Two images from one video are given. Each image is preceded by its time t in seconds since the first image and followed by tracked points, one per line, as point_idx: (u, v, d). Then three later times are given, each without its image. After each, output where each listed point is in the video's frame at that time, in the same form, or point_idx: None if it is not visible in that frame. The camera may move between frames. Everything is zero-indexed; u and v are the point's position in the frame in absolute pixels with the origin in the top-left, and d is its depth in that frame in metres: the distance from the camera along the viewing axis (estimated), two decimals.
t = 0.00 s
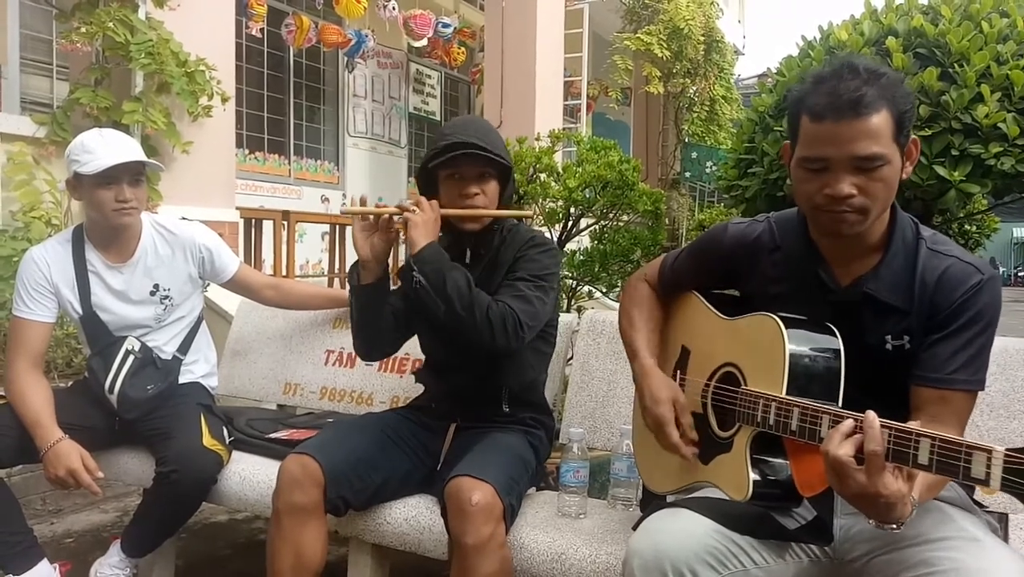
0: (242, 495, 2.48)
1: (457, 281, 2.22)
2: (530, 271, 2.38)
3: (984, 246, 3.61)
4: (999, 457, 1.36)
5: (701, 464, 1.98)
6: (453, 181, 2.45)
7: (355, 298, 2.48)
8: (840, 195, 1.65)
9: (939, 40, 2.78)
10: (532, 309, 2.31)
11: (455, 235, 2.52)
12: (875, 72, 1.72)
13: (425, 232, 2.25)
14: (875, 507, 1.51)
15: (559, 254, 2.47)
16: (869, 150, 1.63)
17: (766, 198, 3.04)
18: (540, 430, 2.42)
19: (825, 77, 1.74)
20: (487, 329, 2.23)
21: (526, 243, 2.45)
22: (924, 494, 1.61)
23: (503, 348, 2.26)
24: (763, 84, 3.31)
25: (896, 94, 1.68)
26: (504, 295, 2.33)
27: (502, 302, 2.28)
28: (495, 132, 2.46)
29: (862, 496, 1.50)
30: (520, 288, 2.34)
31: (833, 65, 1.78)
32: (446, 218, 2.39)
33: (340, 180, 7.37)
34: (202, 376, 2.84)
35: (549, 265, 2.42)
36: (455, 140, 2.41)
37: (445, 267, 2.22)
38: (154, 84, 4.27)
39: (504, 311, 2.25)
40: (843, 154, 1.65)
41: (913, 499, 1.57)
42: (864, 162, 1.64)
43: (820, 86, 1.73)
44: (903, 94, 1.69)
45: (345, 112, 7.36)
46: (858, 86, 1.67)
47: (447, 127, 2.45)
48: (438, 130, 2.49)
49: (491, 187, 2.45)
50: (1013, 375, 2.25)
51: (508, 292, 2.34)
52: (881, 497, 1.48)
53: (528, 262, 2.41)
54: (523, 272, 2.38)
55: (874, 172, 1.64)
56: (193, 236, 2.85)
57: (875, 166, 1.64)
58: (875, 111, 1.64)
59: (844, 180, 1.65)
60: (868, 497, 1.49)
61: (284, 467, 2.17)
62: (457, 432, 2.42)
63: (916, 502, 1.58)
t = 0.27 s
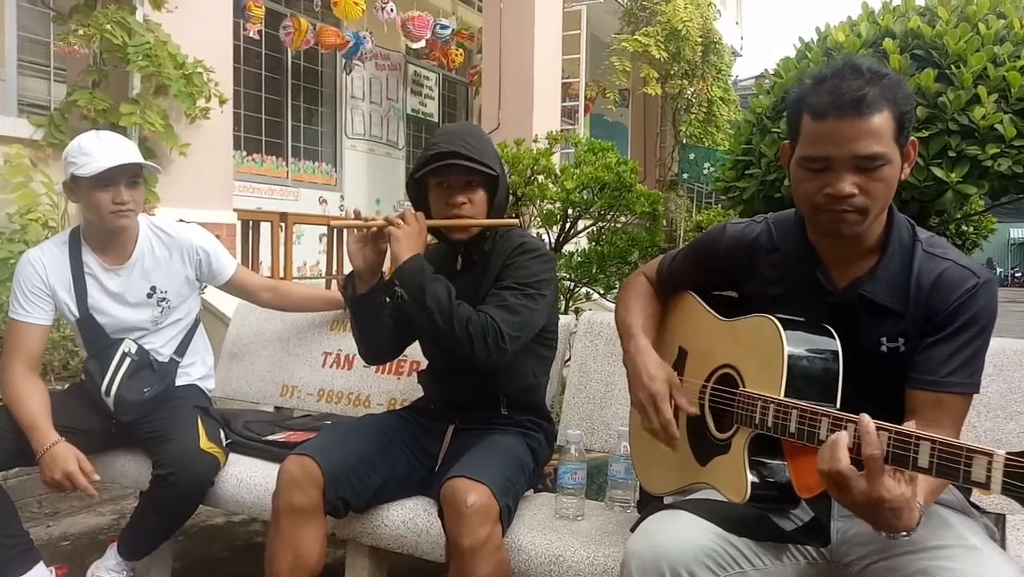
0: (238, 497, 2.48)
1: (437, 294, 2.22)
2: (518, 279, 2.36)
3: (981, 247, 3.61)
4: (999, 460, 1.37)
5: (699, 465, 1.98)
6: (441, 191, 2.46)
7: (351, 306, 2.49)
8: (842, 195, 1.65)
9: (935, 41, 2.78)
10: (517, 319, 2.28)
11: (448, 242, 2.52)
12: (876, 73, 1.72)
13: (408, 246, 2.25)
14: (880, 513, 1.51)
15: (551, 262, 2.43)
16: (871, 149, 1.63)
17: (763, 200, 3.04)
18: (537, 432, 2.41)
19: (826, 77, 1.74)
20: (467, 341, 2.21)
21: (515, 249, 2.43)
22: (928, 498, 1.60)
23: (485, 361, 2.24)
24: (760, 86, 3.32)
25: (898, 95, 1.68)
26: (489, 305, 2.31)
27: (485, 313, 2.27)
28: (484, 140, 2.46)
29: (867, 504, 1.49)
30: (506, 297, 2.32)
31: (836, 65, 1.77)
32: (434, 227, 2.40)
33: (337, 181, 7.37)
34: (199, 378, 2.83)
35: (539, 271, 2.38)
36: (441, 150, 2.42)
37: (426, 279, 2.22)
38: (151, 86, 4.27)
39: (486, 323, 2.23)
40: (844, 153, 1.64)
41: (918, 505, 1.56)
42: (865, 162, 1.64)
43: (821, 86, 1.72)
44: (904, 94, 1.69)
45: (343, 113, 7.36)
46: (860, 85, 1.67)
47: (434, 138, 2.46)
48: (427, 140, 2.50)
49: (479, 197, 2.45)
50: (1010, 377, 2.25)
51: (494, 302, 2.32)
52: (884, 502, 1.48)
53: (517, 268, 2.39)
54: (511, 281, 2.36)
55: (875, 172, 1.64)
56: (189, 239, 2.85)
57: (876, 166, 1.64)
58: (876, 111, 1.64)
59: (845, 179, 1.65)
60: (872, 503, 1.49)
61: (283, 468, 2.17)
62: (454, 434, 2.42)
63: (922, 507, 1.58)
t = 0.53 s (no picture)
0: (236, 500, 2.48)
1: (447, 288, 2.22)
2: (524, 276, 2.37)
3: (979, 249, 3.62)
4: (996, 456, 1.37)
5: (697, 468, 1.97)
6: (444, 188, 2.45)
7: (350, 304, 2.49)
8: (837, 196, 1.65)
9: (932, 44, 2.79)
10: (526, 313, 2.30)
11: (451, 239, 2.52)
12: (873, 75, 1.72)
13: (416, 241, 2.27)
14: (877, 513, 1.50)
15: (554, 258, 2.46)
16: (867, 151, 1.64)
17: (760, 202, 3.04)
18: (534, 434, 2.41)
19: (824, 78, 1.74)
20: (480, 334, 2.23)
21: (519, 246, 2.44)
22: (928, 502, 1.59)
23: (499, 354, 2.26)
24: (757, 88, 3.32)
25: (895, 97, 1.68)
26: (498, 300, 2.32)
27: (496, 308, 2.28)
28: (486, 139, 2.46)
29: (865, 502, 1.49)
30: (514, 292, 2.33)
31: (834, 67, 1.77)
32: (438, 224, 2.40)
33: (335, 184, 7.36)
34: (197, 381, 2.83)
35: (543, 269, 2.41)
36: (444, 148, 2.41)
37: (435, 273, 2.22)
38: (149, 88, 4.27)
39: (499, 317, 2.25)
40: (840, 155, 1.65)
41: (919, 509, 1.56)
42: (861, 164, 1.64)
43: (819, 87, 1.73)
44: (902, 97, 1.69)
45: (340, 116, 7.36)
46: (857, 87, 1.67)
47: (438, 135, 2.46)
48: (429, 138, 2.50)
49: (483, 195, 2.45)
50: (1007, 379, 2.25)
51: (503, 296, 2.33)
52: (882, 500, 1.48)
53: (522, 265, 2.40)
54: (518, 276, 2.37)
55: (871, 173, 1.65)
56: (187, 241, 2.84)
57: (871, 169, 1.64)
58: (872, 113, 1.65)
59: (842, 181, 1.65)
60: (870, 501, 1.48)
61: (277, 473, 2.16)
62: (450, 438, 2.42)
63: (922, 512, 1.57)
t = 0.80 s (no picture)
0: (234, 500, 2.47)
1: (467, 279, 2.21)
2: (535, 272, 2.39)
3: (978, 248, 3.62)
4: (993, 453, 1.37)
5: (695, 467, 1.97)
6: (459, 178, 2.44)
7: (353, 297, 2.48)
8: (827, 193, 1.65)
9: (930, 43, 2.79)
10: (539, 309, 2.34)
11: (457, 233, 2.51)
12: (860, 72, 1.72)
13: (434, 232, 2.24)
14: (873, 511, 1.50)
15: (558, 256, 2.48)
16: (855, 147, 1.64)
17: (759, 201, 3.04)
18: (534, 433, 2.41)
19: (813, 76, 1.75)
20: (499, 329, 2.24)
21: (528, 244, 2.46)
22: (925, 500, 1.59)
23: (515, 348, 2.28)
24: (756, 87, 3.32)
25: (885, 94, 1.69)
26: (512, 295, 2.34)
27: (511, 303, 2.29)
28: (501, 133, 2.46)
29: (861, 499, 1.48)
30: (526, 288, 2.35)
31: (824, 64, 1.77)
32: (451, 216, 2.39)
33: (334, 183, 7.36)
34: (195, 380, 2.83)
35: (551, 267, 2.43)
36: (463, 139, 2.40)
37: (455, 264, 2.21)
38: (147, 88, 4.27)
39: (517, 313, 2.26)
40: (830, 151, 1.65)
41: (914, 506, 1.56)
42: (851, 160, 1.64)
43: (808, 84, 1.73)
44: (892, 94, 1.70)
45: (339, 115, 7.35)
46: (845, 84, 1.68)
47: (456, 126, 2.45)
48: (445, 128, 2.48)
49: (497, 189, 2.45)
50: (1007, 377, 2.25)
51: (515, 292, 2.35)
52: (878, 498, 1.47)
53: (532, 262, 2.42)
54: (527, 273, 2.38)
55: (861, 170, 1.64)
56: (185, 240, 2.84)
57: (860, 165, 1.64)
58: (861, 109, 1.65)
59: (831, 177, 1.65)
60: (866, 499, 1.48)
61: (277, 472, 2.16)
62: (451, 437, 2.42)
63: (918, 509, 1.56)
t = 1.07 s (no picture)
0: (236, 499, 2.48)
1: (481, 291, 2.22)
2: (545, 282, 2.41)
3: (979, 249, 3.62)
4: (997, 451, 1.38)
5: (697, 467, 1.97)
6: (465, 187, 2.43)
7: (361, 306, 2.47)
8: (831, 191, 1.65)
9: (932, 43, 2.79)
10: (550, 320, 2.35)
11: (465, 240, 2.51)
12: (863, 73, 1.72)
13: (447, 242, 2.24)
14: (880, 510, 1.50)
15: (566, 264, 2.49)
16: (859, 147, 1.64)
17: (760, 201, 3.05)
18: (536, 432, 2.42)
19: (816, 75, 1.74)
20: (513, 341, 2.25)
21: (537, 252, 2.46)
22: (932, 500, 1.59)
23: (528, 361, 2.30)
24: (757, 87, 3.32)
25: (887, 94, 1.69)
26: (523, 305, 2.35)
27: (524, 315, 2.31)
28: (503, 139, 2.47)
29: (867, 499, 1.48)
30: (538, 300, 2.37)
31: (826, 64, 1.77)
32: (461, 224, 2.39)
33: (335, 182, 7.36)
34: (197, 379, 2.83)
35: (559, 275, 2.44)
36: (469, 147, 2.41)
37: (469, 276, 2.22)
38: (149, 87, 4.27)
39: (530, 325, 2.28)
40: (834, 150, 1.65)
41: (921, 506, 1.56)
42: (855, 158, 1.64)
43: (812, 83, 1.73)
44: (894, 95, 1.70)
45: (341, 114, 7.36)
46: (849, 84, 1.68)
47: (458, 135, 2.45)
48: (447, 137, 2.48)
49: (503, 194, 2.45)
50: (1008, 378, 2.25)
51: (526, 303, 2.36)
52: (884, 497, 1.47)
53: (541, 271, 2.43)
54: (538, 283, 2.40)
55: (864, 168, 1.65)
56: (187, 239, 2.84)
57: (864, 163, 1.64)
58: (865, 109, 1.65)
59: (835, 175, 1.65)
60: (872, 498, 1.48)
61: (279, 470, 2.16)
62: (454, 436, 2.41)
63: (925, 510, 1.56)
